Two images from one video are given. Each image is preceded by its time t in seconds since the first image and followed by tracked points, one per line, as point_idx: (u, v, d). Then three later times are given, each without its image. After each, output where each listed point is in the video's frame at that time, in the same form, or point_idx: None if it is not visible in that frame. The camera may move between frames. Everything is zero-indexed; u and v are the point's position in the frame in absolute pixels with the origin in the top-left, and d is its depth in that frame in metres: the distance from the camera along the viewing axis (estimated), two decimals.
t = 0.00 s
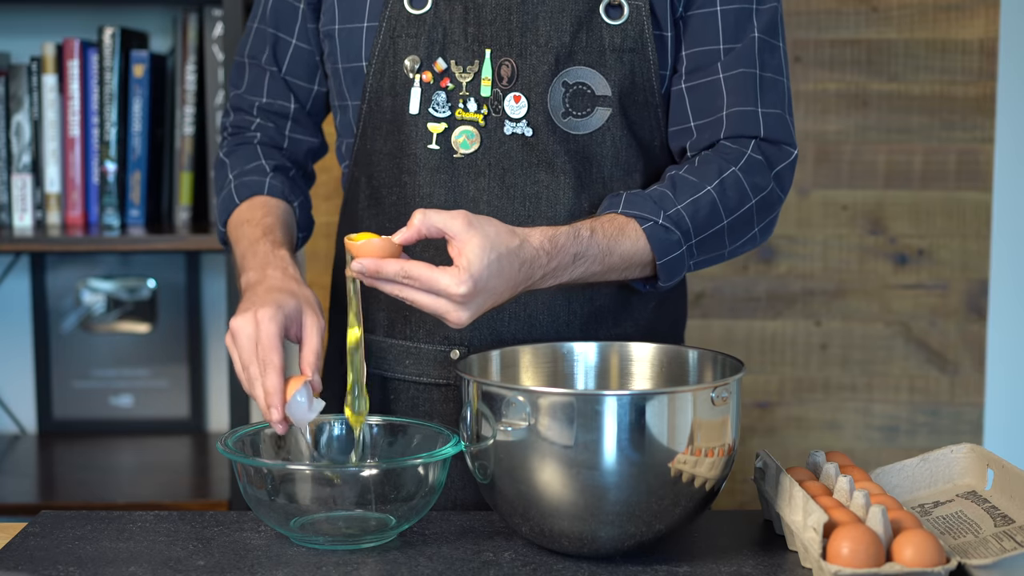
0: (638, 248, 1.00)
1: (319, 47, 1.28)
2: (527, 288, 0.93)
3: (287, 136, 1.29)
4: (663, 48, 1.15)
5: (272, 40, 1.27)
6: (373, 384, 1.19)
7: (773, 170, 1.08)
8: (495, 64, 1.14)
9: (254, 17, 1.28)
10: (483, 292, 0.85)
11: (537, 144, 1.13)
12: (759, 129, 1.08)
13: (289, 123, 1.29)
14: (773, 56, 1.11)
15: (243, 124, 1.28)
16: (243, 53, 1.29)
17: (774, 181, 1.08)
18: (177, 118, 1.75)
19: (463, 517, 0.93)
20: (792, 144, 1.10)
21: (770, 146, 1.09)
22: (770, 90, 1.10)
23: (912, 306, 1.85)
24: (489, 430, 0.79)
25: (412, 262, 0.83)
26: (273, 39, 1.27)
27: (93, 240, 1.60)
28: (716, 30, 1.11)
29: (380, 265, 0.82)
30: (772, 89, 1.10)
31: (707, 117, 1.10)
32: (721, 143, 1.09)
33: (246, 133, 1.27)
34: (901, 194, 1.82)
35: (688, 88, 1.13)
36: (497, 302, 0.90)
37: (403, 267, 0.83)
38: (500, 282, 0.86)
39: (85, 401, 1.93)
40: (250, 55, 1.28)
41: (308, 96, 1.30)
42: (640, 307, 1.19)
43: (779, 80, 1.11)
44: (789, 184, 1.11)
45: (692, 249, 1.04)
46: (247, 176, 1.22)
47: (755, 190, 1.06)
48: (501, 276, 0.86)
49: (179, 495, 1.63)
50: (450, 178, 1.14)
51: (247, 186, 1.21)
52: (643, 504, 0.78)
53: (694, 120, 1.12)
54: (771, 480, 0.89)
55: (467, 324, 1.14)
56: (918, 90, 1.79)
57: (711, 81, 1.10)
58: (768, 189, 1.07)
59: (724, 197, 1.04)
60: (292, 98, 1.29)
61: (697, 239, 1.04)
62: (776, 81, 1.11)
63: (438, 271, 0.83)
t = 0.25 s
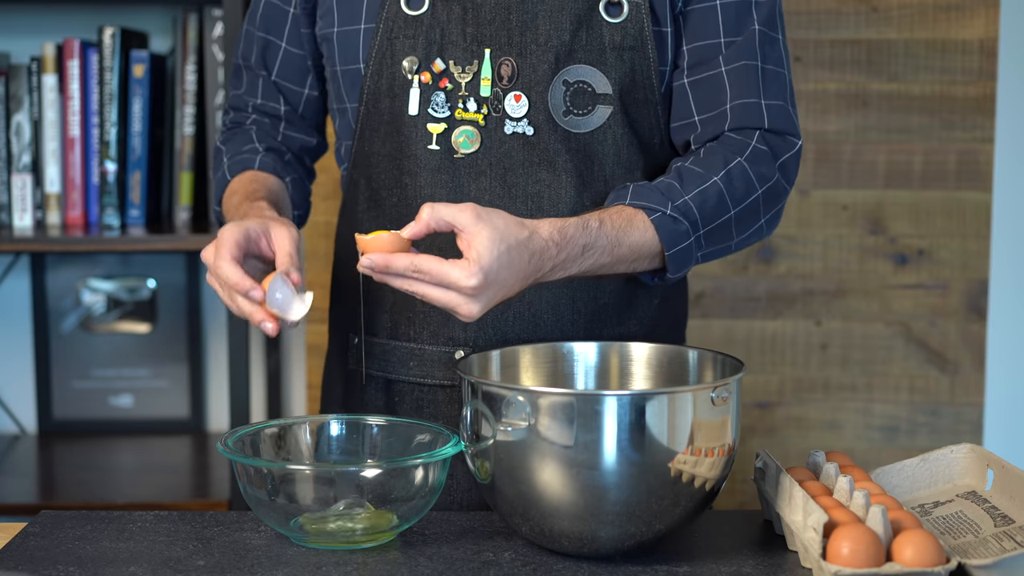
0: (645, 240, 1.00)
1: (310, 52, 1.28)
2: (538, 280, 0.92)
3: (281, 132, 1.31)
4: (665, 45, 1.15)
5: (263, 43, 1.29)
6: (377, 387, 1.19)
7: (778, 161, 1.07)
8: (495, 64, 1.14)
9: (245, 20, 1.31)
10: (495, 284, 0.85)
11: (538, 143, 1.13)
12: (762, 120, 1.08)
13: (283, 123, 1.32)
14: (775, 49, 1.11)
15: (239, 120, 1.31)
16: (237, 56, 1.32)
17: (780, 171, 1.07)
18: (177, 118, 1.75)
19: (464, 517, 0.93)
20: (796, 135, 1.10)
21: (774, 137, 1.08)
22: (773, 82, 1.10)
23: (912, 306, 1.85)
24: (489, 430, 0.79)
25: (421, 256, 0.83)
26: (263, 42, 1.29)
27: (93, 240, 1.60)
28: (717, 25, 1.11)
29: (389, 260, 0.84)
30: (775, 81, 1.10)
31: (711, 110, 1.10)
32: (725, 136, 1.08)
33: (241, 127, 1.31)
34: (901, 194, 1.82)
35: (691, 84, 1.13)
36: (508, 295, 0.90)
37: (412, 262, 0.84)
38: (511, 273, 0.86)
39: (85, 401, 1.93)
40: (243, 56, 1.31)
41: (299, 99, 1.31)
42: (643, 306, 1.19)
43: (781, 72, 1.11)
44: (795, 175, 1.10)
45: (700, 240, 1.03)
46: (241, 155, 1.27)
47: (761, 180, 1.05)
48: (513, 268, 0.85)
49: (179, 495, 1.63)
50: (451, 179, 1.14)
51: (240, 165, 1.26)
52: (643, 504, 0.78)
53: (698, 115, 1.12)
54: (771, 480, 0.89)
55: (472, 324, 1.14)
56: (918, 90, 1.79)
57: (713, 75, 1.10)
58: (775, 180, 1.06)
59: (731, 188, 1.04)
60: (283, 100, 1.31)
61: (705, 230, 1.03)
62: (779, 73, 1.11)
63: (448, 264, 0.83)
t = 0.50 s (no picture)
0: (641, 229, 0.99)
1: (309, 56, 1.29)
2: (536, 272, 0.91)
3: (281, 140, 1.32)
4: (660, 41, 1.15)
5: (261, 50, 1.29)
6: (377, 389, 1.19)
7: (775, 151, 1.07)
8: (491, 64, 1.14)
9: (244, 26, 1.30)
10: (495, 272, 0.84)
11: (535, 143, 1.13)
12: (759, 112, 1.08)
13: (283, 130, 1.32)
14: (770, 41, 1.11)
15: (238, 131, 1.31)
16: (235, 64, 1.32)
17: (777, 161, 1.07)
18: (177, 118, 1.74)
19: (463, 517, 0.93)
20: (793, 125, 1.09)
21: (771, 128, 1.08)
22: (769, 74, 1.09)
23: (912, 306, 1.85)
24: (489, 430, 0.79)
25: (416, 254, 0.83)
26: (262, 49, 1.29)
27: (93, 240, 1.60)
28: (712, 18, 1.11)
29: (386, 266, 0.84)
30: (771, 73, 1.10)
31: (709, 104, 1.10)
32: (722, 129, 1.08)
33: (241, 138, 1.31)
34: (901, 194, 1.82)
35: (687, 78, 1.13)
36: (509, 289, 0.88)
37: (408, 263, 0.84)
38: (508, 261, 0.85)
39: (85, 401, 1.93)
40: (241, 64, 1.31)
41: (298, 105, 1.32)
42: (643, 305, 1.19)
43: (777, 64, 1.10)
44: (794, 167, 1.09)
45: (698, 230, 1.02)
46: (239, 170, 1.27)
47: (758, 171, 1.05)
48: (509, 255, 0.85)
49: (179, 495, 1.63)
50: (449, 180, 1.14)
51: (238, 180, 1.27)
52: (643, 504, 0.78)
53: (695, 110, 1.12)
54: (771, 480, 0.89)
55: (471, 326, 1.15)
56: (918, 90, 1.79)
57: (710, 69, 1.10)
58: (772, 169, 1.06)
59: (727, 177, 1.03)
60: (282, 106, 1.31)
61: (702, 220, 1.02)
62: (775, 65, 1.11)
63: (444, 257, 0.83)
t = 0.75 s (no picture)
0: (631, 200, 0.97)
1: (309, 65, 1.29)
2: (527, 243, 0.88)
3: (288, 152, 1.32)
4: (653, 32, 1.14)
5: (261, 62, 1.29)
6: (381, 392, 1.19)
7: (770, 130, 1.05)
8: (486, 64, 1.14)
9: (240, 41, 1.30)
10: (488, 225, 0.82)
11: (533, 140, 1.13)
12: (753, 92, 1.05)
13: (288, 142, 1.32)
14: (762, 25, 1.09)
15: (242, 148, 1.31)
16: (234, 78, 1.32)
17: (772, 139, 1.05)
18: (177, 118, 1.75)
19: (463, 517, 0.93)
20: (789, 104, 1.07)
21: (767, 108, 1.06)
22: (762, 57, 1.08)
23: (912, 306, 1.85)
24: (489, 430, 0.79)
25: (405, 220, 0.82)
26: (262, 61, 1.29)
27: (93, 240, 1.60)
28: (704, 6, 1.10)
29: (378, 242, 0.83)
30: (764, 56, 1.08)
31: (703, 90, 1.09)
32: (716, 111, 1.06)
33: (246, 154, 1.31)
34: (901, 194, 1.82)
35: (683, 66, 1.12)
36: (506, 255, 0.86)
37: (399, 232, 0.82)
38: (496, 218, 0.83)
39: (85, 401, 1.93)
40: (241, 79, 1.31)
41: (302, 115, 1.32)
42: (644, 301, 1.19)
43: (770, 47, 1.09)
44: (792, 147, 1.07)
45: (693, 203, 1.00)
46: (249, 186, 1.27)
47: (752, 148, 1.03)
48: (495, 213, 0.83)
49: (179, 495, 1.64)
50: (447, 180, 1.14)
51: (249, 196, 1.25)
52: (643, 503, 0.78)
53: (691, 96, 1.11)
54: (771, 480, 0.89)
55: (474, 326, 1.15)
56: (918, 90, 1.79)
57: (703, 54, 1.09)
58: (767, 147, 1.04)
59: (721, 151, 1.01)
60: (286, 117, 1.31)
61: (697, 192, 1.00)
62: (767, 49, 1.09)
63: (429, 213, 0.81)
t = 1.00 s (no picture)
0: (624, 171, 0.98)
1: (304, 76, 1.29)
2: (521, 208, 0.90)
3: (286, 166, 1.32)
4: (645, 21, 1.14)
5: (255, 76, 1.29)
6: (390, 394, 1.19)
7: (765, 107, 1.06)
8: (482, 61, 1.14)
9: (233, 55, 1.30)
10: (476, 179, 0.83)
11: (532, 136, 1.13)
12: (745, 70, 1.06)
13: (285, 155, 1.32)
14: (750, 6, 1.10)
15: (240, 163, 1.31)
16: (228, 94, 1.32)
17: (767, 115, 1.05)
18: (177, 118, 1.74)
19: (464, 517, 0.93)
20: (783, 81, 1.08)
21: (760, 85, 1.06)
22: (752, 37, 1.08)
23: (912, 306, 1.85)
24: (489, 430, 0.79)
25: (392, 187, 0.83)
26: (255, 75, 1.29)
27: (93, 240, 1.60)
28: None
29: (370, 213, 0.84)
30: (754, 36, 1.09)
31: (697, 74, 1.09)
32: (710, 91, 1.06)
33: (244, 169, 1.31)
34: (901, 194, 1.82)
35: (676, 51, 1.12)
36: (501, 214, 0.86)
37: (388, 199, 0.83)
38: (484, 176, 0.84)
39: (85, 401, 1.93)
40: (235, 94, 1.31)
41: (298, 126, 1.32)
42: (649, 293, 1.19)
43: (759, 27, 1.09)
44: (789, 122, 1.07)
45: (689, 176, 1.01)
46: (248, 201, 1.26)
47: (748, 123, 1.04)
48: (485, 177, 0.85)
49: (179, 495, 1.64)
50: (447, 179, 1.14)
51: (249, 210, 1.25)
52: (643, 504, 0.78)
53: (686, 80, 1.11)
54: (771, 480, 0.89)
55: (480, 323, 1.16)
56: (918, 90, 1.79)
57: (695, 37, 1.09)
58: (763, 123, 1.05)
59: (715, 125, 1.02)
60: (282, 129, 1.32)
61: (692, 165, 1.01)
62: (757, 30, 1.10)
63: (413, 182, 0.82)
